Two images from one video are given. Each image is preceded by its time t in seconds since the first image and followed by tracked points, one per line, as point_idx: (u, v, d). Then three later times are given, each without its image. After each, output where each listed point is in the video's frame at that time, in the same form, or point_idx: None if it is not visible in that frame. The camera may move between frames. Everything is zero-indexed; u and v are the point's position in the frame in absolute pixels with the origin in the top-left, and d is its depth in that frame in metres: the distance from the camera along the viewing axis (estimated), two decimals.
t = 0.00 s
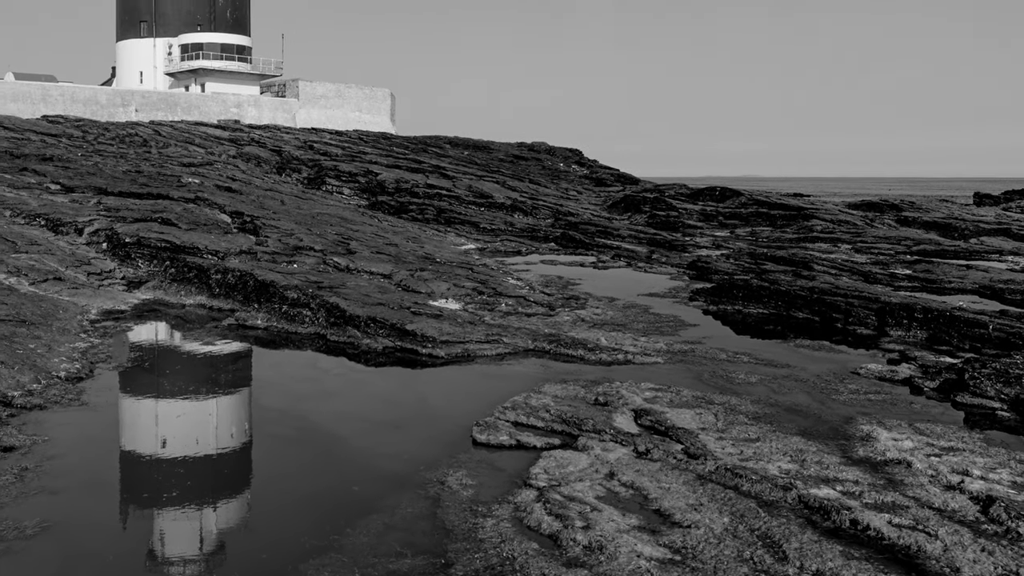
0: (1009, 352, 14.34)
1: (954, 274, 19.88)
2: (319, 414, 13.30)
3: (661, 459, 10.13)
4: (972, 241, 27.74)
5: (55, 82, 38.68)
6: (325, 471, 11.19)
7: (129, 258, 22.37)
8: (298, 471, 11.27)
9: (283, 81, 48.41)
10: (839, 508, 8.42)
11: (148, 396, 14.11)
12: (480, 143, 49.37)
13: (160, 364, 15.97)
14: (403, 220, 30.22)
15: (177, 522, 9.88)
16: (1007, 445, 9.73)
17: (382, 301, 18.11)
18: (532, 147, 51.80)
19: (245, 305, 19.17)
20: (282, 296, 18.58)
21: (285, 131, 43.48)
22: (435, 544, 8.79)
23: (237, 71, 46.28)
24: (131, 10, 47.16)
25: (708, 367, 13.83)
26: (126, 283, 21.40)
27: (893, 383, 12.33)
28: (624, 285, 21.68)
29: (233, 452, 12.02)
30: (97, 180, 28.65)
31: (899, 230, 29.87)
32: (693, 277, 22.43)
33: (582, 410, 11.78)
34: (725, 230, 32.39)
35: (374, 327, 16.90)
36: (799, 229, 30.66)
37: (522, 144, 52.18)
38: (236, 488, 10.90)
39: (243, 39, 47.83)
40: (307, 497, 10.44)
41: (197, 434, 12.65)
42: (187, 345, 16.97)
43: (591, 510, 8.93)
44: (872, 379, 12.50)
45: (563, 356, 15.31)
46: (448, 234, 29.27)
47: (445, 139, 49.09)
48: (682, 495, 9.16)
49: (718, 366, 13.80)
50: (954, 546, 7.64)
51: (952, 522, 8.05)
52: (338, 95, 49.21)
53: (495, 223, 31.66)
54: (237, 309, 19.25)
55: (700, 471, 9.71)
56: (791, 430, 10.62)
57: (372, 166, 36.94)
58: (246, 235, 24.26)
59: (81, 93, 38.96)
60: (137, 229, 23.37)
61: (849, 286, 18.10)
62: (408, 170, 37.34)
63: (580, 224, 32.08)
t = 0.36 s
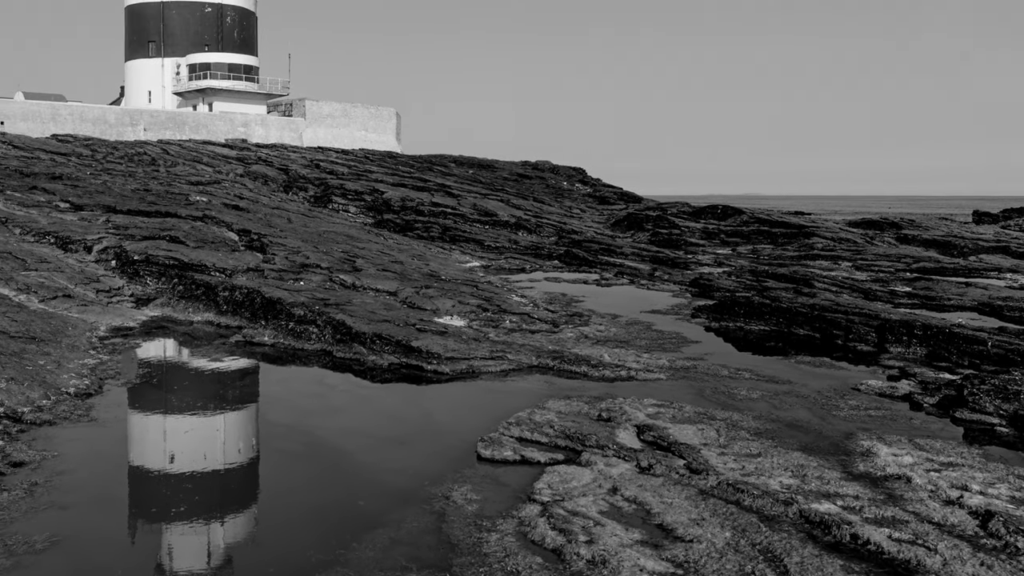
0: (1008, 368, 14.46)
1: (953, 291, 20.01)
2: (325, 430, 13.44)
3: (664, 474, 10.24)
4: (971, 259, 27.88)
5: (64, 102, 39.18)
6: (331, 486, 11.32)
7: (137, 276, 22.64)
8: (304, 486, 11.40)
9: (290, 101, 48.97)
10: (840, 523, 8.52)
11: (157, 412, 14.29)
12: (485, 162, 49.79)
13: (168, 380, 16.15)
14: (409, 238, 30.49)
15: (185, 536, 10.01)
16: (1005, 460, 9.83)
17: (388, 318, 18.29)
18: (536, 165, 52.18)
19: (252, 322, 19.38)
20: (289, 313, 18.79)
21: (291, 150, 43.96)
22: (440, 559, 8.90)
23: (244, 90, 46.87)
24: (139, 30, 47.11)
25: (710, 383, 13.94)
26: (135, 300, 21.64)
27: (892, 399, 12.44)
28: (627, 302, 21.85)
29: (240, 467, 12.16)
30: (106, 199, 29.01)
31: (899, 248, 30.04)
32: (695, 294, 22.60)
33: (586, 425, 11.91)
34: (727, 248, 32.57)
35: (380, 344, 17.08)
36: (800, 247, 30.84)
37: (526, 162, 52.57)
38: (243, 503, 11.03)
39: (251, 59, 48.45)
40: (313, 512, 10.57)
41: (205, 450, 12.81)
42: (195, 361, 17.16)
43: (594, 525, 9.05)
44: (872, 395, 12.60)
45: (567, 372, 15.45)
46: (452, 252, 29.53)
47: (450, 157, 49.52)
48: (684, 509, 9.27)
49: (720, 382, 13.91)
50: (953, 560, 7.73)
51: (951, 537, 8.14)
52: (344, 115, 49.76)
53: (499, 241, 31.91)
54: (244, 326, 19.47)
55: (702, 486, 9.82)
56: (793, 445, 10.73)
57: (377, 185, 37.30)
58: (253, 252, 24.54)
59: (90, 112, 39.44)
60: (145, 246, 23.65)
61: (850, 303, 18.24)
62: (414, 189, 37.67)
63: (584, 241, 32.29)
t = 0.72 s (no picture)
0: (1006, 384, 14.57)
1: (952, 308, 20.15)
2: (332, 445, 13.59)
3: (666, 489, 10.36)
4: (970, 276, 28.05)
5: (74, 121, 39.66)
6: (338, 500, 11.45)
7: (145, 292, 22.89)
8: (311, 501, 11.53)
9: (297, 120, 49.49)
10: (841, 537, 8.63)
11: (166, 428, 14.47)
12: (489, 180, 50.17)
13: (176, 396, 16.33)
14: (414, 255, 30.74)
15: (193, 550, 10.15)
16: (1004, 475, 9.93)
17: (393, 335, 18.48)
18: (540, 184, 52.57)
19: (259, 339, 19.59)
20: (295, 329, 19.00)
21: (298, 168, 44.42)
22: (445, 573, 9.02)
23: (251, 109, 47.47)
24: (148, 50, 47.58)
25: (712, 399, 14.05)
26: (144, 317, 21.88)
27: (892, 414, 12.55)
28: (630, 319, 22.02)
29: (248, 482, 12.32)
30: (115, 217, 29.36)
31: (899, 265, 30.22)
32: (697, 311, 22.76)
33: (589, 441, 12.04)
34: (729, 265, 32.75)
35: (385, 360, 17.25)
36: (801, 264, 31.03)
37: (529, 180, 52.97)
38: (250, 518, 11.17)
39: (258, 79, 49.06)
40: (319, 527, 10.69)
41: (213, 465, 12.98)
42: (203, 377, 17.35)
43: (597, 539, 9.17)
44: (873, 411, 12.71)
45: (570, 388, 15.59)
46: (457, 269, 29.77)
47: (455, 175, 49.93)
48: (687, 524, 9.39)
49: (722, 398, 14.02)
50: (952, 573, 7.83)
51: (951, 551, 8.25)
52: (350, 133, 50.31)
53: (504, 258, 32.15)
54: (251, 342, 19.67)
55: (704, 500, 9.93)
56: (794, 460, 10.84)
57: (383, 203, 37.64)
58: (260, 269, 24.80)
59: (99, 131, 39.90)
60: (154, 264, 23.94)
61: (850, 320, 18.38)
62: (419, 207, 38.00)
63: (587, 259, 32.52)
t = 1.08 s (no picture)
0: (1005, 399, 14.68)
1: (952, 324, 20.29)
2: (338, 460, 13.74)
3: (669, 503, 10.48)
4: (969, 293, 28.19)
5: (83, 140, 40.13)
6: (344, 515, 11.58)
7: (153, 309, 23.15)
8: (317, 515, 11.66)
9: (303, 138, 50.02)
10: (841, 551, 8.74)
11: (173, 444, 14.66)
12: (493, 198, 50.52)
13: (184, 411, 16.52)
14: (419, 272, 31.00)
15: (201, 564, 10.28)
16: (1003, 489, 10.04)
17: (399, 351, 18.67)
18: (543, 201, 52.96)
19: (266, 355, 19.81)
20: (302, 345, 19.22)
21: (304, 186, 44.84)
22: None
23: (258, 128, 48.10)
24: (156, 69, 48.12)
25: (713, 414, 14.16)
26: (152, 333, 22.12)
27: (892, 429, 12.66)
28: (633, 335, 22.18)
29: (255, 497, 12.46)
30: (123, 234, 29.73)
31: (900, 282, 30.36)
32: (700, 327, 22.92)
33: (592, 456, 12.18)
34: (730, 282, 32.94)
35: (391, 376, 17.43)
36: (802, 281, 31.21)
37: (533, 198, 53.38)
38: (257, 532, 11.30)
39: (265, 97, 49.65)
40: (326, 541, 10.82)
41: (220, 480, 13.13)
42: (210, 393, 17.55)
43: (600, 553, 9.28)
44: (873, 426, 12.83)
45: (574, 404, 15.73)
46: (462, 286, 30.01)
47: (460, 193, 50.31)
48: (689, 538, 9.50)
49: (724, 413, 14.13)
50: None
51: (950, 564, 8.35)
52: (356, 152, 50.87)
53: (508, 275, 32.40)
54: (258, 358, 19.88)
55: (706, 515, 10.05)
56: (795, 475, 10.96)
57: (388, 220, 37.99)
58: (267, 286, 25.07)
59: (108, 150, 40.36)
60: (162, 280, 24.21)
61: (851, 337, 18.52)
62: (424, 224, 38.34)
63: (591, 276, 32.74)
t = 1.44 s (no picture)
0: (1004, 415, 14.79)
1: (951, 340, 20.41)
2: (344, 475, 13.89)
3: (671, 517, 10.60)
4: (968, 309, 28.33)
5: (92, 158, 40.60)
6: (350, 529, 11.71)
7: (161, 325, 23.40)
8: (324, 529, 11.79)
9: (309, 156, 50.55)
10: (842, 564, 8.84)
11: (181, 459, 14.83)
12: (498, 215, 50.89)
13: (191, 426, 16.69)
14: (424, 289, 31.25)
15: None
16: (1002, 504, 10.15)
17: (404, 367, 18.85)
18: (547, 219, 53.31)
19: (273, 370, 20.01)
20: (309, 361, 19.42)
21: (311, 204, 45.27)
22: None
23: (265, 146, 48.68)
24: (164, 88, 48.72)
25: (715, 429, 14.27)
26: (159, 349, 22.35)
27: (892, 444, 12.77)
28: (636, 351, 22.33)
29: (262, 511, 12.61)
30: (132, 251, 30.10)
31: (900, 299, 30.51)
32: (702, 343, 23.06)
33: (596, 470, 12.32)
34: (732, 299, 33.11)
35: (396, 392, 17.60)
36: (803, 297, 31.38)
37: (536, 216, 53.75)
38: (264, 545, 11.43)
39: (272, 116, 50.23)
40: (332, 554, 10.94)
41: (227, 494, 13.29)
42: (217, 408, 17.74)
43: (604, 566, 9.39)
44: (873, 441, 12.93)
45: (577, 419, 15.87)
46: (467, 302, 30.25)
47: (464, 210, 50.69)
48: (691, 552, 9.62)
49: (726, 429, 14.26)
50: None
51: None
52: (362, 170, 51.39)
53: (512, 292, 32.64)
54: (265, 374, 20.08)
55: (708, 529, 10.17)
56: (795, 489, 11.08)
57: (394, 238, 38.34)
58: (274, 303, 25.34)
59: (116, 168, 40.83)
60: (169, 297, 24.48)
61: (851, 353, 18.64)
62: (429, 242, 38.65)
63: (594, 293, 32.95)
